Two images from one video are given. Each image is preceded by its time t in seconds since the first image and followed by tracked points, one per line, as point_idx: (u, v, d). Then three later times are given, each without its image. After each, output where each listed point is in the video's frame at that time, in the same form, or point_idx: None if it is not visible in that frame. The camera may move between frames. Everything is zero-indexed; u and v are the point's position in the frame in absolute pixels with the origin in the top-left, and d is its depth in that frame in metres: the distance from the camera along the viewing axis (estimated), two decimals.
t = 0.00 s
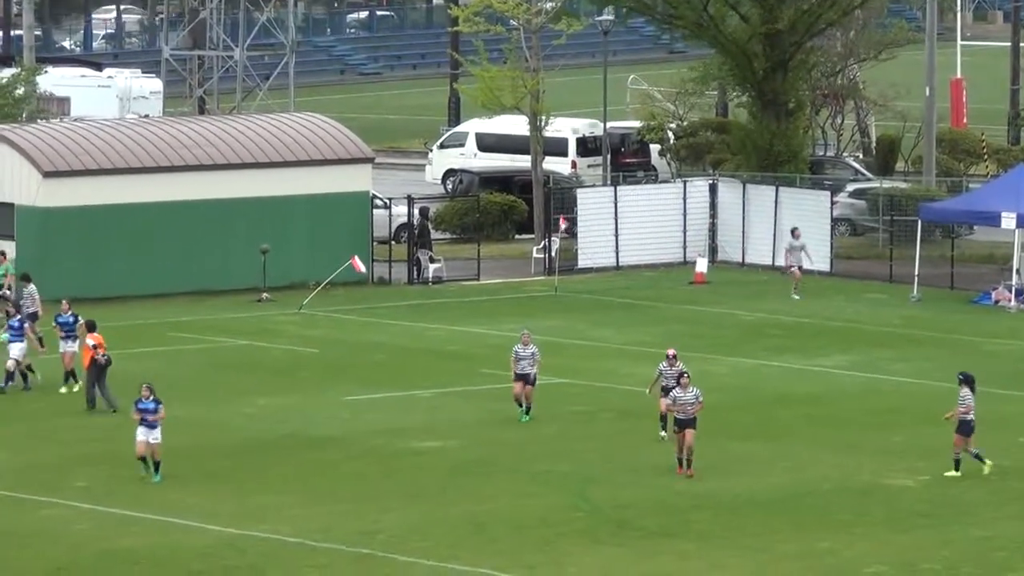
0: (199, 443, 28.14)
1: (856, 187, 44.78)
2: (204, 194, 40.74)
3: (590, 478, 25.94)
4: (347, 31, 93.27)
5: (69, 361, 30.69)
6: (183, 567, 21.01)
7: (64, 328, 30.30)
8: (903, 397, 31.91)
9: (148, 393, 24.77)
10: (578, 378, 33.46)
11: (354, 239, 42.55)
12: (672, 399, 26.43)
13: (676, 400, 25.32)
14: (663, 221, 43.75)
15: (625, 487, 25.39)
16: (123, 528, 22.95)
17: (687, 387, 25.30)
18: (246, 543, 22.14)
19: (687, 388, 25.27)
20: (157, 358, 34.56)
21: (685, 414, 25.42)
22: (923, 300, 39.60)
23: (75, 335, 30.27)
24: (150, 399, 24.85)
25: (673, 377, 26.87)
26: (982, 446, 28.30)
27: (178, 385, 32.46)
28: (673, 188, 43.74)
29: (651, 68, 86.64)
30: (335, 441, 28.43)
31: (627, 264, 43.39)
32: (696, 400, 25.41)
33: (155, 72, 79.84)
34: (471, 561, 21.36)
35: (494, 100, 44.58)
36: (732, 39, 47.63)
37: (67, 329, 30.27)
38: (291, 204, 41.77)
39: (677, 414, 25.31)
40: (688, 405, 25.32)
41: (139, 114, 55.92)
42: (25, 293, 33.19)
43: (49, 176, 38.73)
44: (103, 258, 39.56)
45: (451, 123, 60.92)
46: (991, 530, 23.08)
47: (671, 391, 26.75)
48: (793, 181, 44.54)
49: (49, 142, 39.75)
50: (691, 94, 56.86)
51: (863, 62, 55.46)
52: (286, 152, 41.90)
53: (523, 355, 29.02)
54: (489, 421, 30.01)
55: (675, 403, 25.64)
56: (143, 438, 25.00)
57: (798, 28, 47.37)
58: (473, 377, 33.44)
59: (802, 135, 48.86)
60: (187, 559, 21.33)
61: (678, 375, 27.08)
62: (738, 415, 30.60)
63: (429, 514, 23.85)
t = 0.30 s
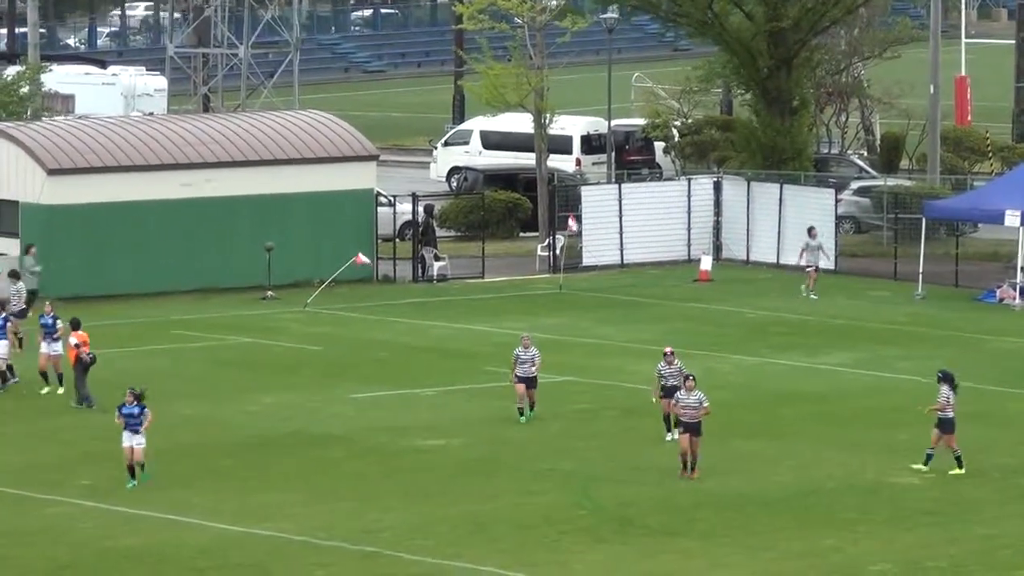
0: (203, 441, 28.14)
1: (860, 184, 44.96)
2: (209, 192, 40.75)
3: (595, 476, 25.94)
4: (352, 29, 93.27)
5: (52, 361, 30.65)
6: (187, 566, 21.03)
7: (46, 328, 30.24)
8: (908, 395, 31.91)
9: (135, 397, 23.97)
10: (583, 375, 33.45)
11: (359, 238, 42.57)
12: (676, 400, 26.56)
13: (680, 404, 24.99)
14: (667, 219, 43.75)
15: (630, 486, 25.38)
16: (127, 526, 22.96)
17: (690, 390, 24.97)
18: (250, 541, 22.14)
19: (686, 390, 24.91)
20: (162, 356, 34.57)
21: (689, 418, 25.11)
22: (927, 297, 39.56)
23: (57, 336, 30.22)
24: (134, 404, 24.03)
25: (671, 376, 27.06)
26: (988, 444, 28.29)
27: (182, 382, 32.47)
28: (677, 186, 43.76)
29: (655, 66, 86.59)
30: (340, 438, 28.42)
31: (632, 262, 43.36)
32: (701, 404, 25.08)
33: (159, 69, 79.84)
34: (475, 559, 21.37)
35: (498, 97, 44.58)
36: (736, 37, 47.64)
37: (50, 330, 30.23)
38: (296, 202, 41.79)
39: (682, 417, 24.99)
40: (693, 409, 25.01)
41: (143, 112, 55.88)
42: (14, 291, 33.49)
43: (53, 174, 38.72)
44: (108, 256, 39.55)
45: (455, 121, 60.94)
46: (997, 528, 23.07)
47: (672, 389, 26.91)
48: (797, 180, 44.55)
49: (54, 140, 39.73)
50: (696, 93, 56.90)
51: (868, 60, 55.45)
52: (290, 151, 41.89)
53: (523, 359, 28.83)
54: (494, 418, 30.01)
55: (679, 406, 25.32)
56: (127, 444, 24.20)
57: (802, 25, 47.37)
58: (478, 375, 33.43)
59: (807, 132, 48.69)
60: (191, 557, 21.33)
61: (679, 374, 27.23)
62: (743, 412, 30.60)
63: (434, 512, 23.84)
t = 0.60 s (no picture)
0: (212, 438, 28.57)
1: (860, 183, 45.34)
2: (216, 191, 41.16)
3: (598, 472, 26.35)
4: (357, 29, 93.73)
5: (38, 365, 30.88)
6: (209, 559, 21.47)
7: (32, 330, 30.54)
8: (908, 392, 32.32)
9: (129, 399, 24.02)
10: (587, 373, 33.87)
11: (365, 237, 42.99)
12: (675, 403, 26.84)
13: (680, 406, 25.03)
14: (669, 218, 44.13)
15: (632, 482, 25.78)
16: (139, 522, 23.39)
17: (691, 393, 25.02)
18: (258, 538, 22.57)
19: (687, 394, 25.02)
20: (170, 353, 34.99)
21: (690, 421, 25.19)
22: (927, 295, 39.87)
23: (44, 337, 30.53)
24: (128, 408, 24.05)
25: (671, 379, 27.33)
26: (985, 441, 28.67)
27: (190, 380, 32.88)
28: (679, 185, 44.14)
29: (659, 66, 86.98)
30: (347, 436, 28.84)
31: (634, 261, 43.74)
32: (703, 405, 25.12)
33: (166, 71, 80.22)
34: (480, 555, 21.78)
35: (502, 97, 44.95)
36: (738, 38, 48.02)
37: (39, 330, 30.53)
38: (302, 201, 42.20)
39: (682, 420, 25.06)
40: (694, 412, 25.05)
41: (152, 111, 56.28)
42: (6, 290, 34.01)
43: (61, 172, 39.13)
44: (116, 255, 39.92)
45: (459, 120, 61.35)
46: (994, 524, 23.48)
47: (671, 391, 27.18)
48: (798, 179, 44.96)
49: (62, 139, 40.15)
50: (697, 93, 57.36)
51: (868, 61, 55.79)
52: (296, 151, 42.29)
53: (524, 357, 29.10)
54: (500, 415, 30.43)
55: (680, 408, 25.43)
56: (122, 447, 24.08)
57: (803, 26, 47.74)
58: (484, 372, 33.86)
59: (808, 132, 49.04)
60: (202, 552, 21.75)
61: (678, 377, 27.48)
62: (744, 409, 31.02)
63: (440, 508, 24.26)
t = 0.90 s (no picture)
0: (262, 420, 33.85)
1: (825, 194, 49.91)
2: (256, 200, 46.46)
3: (585, 448, 31.58)
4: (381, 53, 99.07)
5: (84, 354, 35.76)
6: (256, 509, 26.74)
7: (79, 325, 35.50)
8: (860, 379, 37.45)
9: (165, 388, 28.62)
10: (584, 362, 39.07)
11: (386, 241, 48.30)
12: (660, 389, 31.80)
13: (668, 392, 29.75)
14: (656, 225, 49.25)
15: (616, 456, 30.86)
16: (207, 480, 28.66)
17: (677, 382, 29.81)
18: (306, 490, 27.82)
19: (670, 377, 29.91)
20: (222, 345, 40.29)
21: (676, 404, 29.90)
22: (884, 292, 45.01)
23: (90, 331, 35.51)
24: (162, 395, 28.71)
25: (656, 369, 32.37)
26: (924, 419, 33.63)
27: (241, 369, 38.16)
28: (665, 196, 49.23)
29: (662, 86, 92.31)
30: (376, 417, 34.11)
31: (624, 263, 48.72)
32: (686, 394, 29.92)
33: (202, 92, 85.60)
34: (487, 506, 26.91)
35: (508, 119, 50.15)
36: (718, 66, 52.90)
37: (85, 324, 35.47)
38: (331, 210, 47.50)
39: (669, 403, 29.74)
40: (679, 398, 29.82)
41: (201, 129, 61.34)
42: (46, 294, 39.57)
43: (124, 184, 44.35)
44: (169, 258, 45.19)
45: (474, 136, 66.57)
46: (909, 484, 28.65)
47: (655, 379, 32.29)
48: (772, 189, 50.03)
49: (122, 155, 45.39)
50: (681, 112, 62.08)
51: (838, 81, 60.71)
52: (325, 165, 47.54)
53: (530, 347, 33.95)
54: (506, 399, 35.66)
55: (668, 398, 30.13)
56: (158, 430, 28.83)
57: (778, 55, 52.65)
58: (494, 361, 39.10)
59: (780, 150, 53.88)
60: (260, 504, 27.01)
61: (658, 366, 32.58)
62: (715, 395, 36.20)
63: (453, 475, 29.49)
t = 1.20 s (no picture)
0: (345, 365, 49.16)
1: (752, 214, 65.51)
2: (328, 217, 62.13)
3: (564, 382, 46.90)
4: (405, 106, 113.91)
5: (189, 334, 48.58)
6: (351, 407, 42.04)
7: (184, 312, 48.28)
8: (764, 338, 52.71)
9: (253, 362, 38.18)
10: (567, 333, 54.42)
11: (424, 247, 64.06)
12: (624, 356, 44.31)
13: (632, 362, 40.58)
14: (627, 236, 64.78)
15: (583, 385, 46.11)
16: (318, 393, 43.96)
17: (639, 355, 40.51)
18: (383, 399, 43.13)
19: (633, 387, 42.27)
20: (311, 322, 55.72)
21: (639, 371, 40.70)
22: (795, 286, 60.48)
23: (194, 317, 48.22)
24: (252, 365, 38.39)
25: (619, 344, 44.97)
26: (803, 366, 48.35)
27: (326, 336, 53.55)
28: (632, 216, 64.72)
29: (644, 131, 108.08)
30: (422, 363, 49.50)
31: (602, 263, 64.28)
32: (647, 363, 40.63)
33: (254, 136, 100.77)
34: (492, 407, 41.86)
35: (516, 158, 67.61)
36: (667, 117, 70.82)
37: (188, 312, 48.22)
38: (384, 225, 63.27)
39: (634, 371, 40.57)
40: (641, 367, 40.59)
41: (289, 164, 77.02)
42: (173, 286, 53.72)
43: (232, 207, 59.91)
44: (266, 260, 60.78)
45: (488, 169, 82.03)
46: (773, 393, 43.94)
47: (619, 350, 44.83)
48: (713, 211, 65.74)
49: (229, 187, 61.03)
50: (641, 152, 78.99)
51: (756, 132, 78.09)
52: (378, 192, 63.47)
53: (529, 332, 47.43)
54: (512, 355, 51.03)
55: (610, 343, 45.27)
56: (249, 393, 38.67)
57: (714, 108, 70.60)
58: (503, 333, 54.51)
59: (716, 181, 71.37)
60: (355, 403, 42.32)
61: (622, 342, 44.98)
62: (658, 351, 51.49)
63: (476, 389, 44.78)
